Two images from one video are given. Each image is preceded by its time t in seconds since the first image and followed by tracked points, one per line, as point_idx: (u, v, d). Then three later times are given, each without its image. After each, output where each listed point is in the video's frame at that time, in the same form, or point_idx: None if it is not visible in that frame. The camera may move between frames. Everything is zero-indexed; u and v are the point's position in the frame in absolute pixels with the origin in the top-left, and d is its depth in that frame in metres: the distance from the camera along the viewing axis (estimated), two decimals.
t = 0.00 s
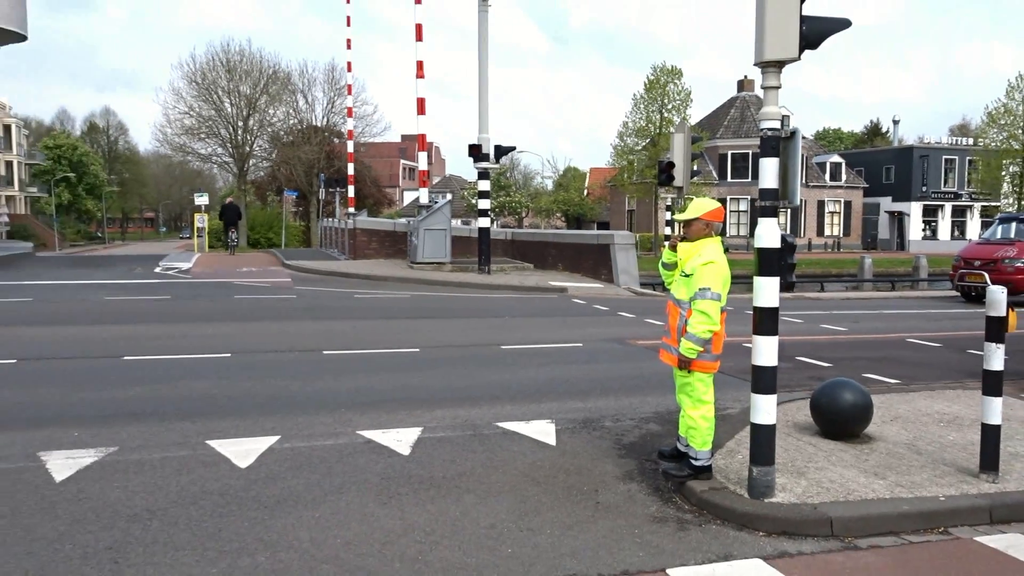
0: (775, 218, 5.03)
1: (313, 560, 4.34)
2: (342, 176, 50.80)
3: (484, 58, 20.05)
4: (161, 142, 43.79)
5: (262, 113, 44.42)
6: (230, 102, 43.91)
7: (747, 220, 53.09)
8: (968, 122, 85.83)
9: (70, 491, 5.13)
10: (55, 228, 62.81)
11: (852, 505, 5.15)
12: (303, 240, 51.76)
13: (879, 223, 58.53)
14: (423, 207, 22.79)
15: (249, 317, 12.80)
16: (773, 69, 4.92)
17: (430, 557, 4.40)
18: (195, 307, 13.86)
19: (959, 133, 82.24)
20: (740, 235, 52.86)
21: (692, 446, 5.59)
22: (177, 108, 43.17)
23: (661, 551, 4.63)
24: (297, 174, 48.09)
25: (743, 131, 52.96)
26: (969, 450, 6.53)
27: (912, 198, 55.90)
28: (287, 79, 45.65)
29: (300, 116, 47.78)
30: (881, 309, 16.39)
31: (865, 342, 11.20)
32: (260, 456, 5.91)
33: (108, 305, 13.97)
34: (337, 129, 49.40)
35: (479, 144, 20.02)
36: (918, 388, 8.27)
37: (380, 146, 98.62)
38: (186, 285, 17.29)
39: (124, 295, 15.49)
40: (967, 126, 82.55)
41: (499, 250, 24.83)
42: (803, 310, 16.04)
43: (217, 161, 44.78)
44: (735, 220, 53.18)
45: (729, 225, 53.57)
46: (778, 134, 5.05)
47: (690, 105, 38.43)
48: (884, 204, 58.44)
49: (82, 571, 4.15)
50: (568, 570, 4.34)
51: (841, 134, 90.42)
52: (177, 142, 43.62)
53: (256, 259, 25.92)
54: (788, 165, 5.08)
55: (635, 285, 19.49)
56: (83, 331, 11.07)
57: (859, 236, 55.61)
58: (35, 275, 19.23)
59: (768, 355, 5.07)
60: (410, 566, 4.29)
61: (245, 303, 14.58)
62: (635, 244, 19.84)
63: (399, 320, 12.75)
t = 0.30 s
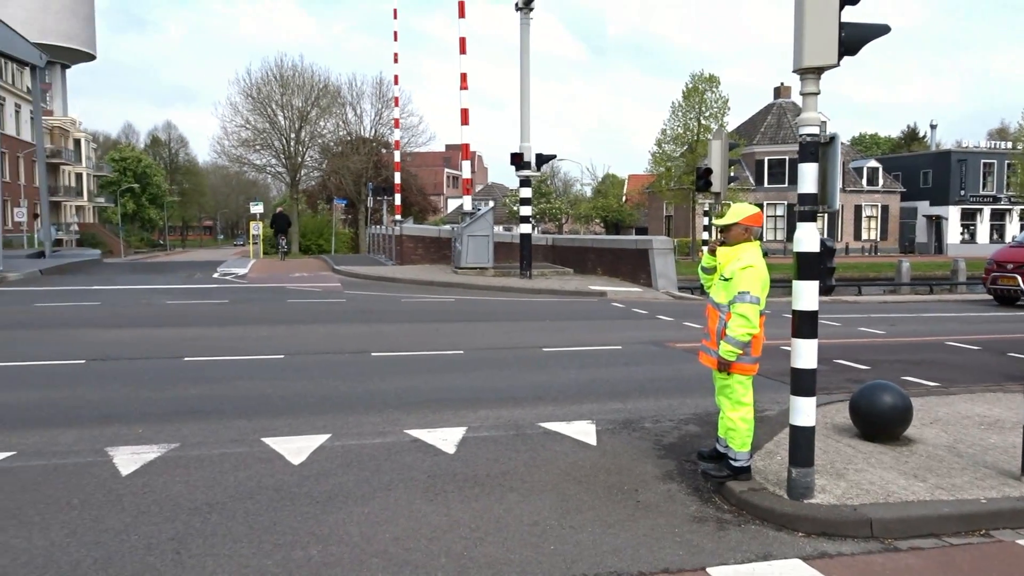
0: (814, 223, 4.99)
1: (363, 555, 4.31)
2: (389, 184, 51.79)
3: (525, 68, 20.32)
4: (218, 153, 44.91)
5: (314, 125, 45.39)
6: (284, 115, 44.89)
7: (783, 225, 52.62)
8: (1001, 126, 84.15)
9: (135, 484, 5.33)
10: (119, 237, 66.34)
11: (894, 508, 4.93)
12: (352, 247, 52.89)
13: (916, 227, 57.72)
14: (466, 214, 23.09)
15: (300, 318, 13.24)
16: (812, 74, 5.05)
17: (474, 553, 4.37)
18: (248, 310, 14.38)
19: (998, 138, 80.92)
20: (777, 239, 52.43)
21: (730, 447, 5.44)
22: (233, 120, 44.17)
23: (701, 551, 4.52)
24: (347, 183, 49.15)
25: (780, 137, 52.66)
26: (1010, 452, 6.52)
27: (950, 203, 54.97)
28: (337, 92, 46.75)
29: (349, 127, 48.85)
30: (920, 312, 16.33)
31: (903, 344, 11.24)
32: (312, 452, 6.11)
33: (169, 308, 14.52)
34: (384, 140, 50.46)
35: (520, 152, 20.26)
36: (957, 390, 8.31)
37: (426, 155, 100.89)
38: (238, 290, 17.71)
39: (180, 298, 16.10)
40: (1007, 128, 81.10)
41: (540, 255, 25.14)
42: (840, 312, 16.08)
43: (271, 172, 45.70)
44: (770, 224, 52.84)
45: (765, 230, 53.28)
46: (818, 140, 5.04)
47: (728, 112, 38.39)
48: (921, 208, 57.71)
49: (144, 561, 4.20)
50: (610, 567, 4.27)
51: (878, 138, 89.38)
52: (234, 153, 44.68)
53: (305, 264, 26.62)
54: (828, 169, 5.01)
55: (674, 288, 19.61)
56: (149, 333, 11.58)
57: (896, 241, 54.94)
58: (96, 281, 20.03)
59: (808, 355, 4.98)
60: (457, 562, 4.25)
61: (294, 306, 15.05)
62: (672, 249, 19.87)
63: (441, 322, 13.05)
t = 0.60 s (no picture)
0: (848, 221, 4.93)
1: (394, 552, 4.35)
2: (418, 184, 52.04)
3: (554, 67, 20.33)
4: (251, 154, 45.39)
5: (344, 126, 45.71)
6: (316, 116, 45.19)
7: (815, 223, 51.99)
8: None
9: (171, 479, 5.43)
10: (155, 237, 67.59)
11: (929, 510, 4.86)
12: (382, 246, 53.25)
13: (951, 225, 56.78)
14: (495, 214, 23.14)
15: (331, 317, 13.38)
16: (845, 71, 4.98)
17: (504, 552, 4.38)
18: (280, 308, 14.55)
19: None
20: (808, 238, 51.90)
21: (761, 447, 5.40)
22: (265, 122, 44.61)
23: (733, 552, 4.49)
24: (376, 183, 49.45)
25: (811, 134, 52.15)
26: None
27: (986, 200, 54.11)
28: (367, 93, 47.07)
29: (379, 127, 49.15)
30: (955, 311, 16.07)
31: (937, 343, 11.06)
32: (342, 450, 6.17)
33: (204, 307, 14.77)
34: (413, 140, 50.69)
35: (550, 152, 20.28)
36: (994, 390, 8.17)
37: (456, 155, 101.45)
38: (270, 289, 17.91)
39: (213, 297, 16.32)
40: None
41: (569, 255, 25.11)
42: (873, 311, 15.87)
43: (303, 172, 46.07)
44: (801, 222, 52.26)
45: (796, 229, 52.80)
46: (851, 137, 4.96)
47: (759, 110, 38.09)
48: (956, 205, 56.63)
49: (180, 554, 4.28)
50: (640, 567, 4.27)
51: (912, 135, 88.06)
52: (266, 154, 45.14)
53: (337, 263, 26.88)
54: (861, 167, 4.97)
55: (703, 287, 19.51)
56: (184, 331, 11.77)
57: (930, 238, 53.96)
58: (132, 280, 20.38)
59: (841, 355, 4.93)
60: (487, 561, 4.27)
61: (325, 305, 15.19)
62: (702, 248, 19.74)
63: (470, 321, 13.11)
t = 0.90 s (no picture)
0: (880, 220, 4.87)
1: (423, 550, 4.36)
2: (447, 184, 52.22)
3: (583, 66, 20.28)
4: (282, 155, 45.85)
5: (373, 126, 46.06)
6: (345, 117, 45.58)
7: (846, 222, 51.42)
8: None
9: (203, 476, 5.50)
10: (188, 236, 68.51)
11: (964, 512, 4.77)
12: (411, 245, 53.54)
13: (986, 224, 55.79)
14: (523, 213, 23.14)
15: (361, 316, 13.49)
16: (878, 67, 4.93)
17: (532, 551, 4.38)
18: (310, 307, 14.69)
19: None
20: (840, 237, 51.33)
21: (792, 448, 5.34)
22: (295, 122, 45.05)
23: (763, 553, 4.45)
24: (405, 182, 49.71)
25: (843, 132, 51.51)
26: None
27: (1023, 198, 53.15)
28: (396, 93, 47.39)
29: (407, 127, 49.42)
30: (991, 311, 15.80)
31: (973, 344, 10.89)
32: (369, 447, 6.21)
33: (235, 306, 14.95)
34: (442, 140, 50.89)
35: (577, 150, 20.26)
36: None
37: (484, 154, 101.59)
38: (300, 289, 18.08)
39: (244, 296, 16.50)
40: None
41: (597, 254, 25.05)
42: (906, 311, 15.64)
43: (332, 172, 46.46)
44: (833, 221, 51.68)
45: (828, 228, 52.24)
46: (885, 135, 4.92)
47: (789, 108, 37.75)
48: (992, 204, 55.63)
49: (214, 550, 4.33)
50: (669, 568, 4.24)
51: (947, 132, 86.62)
52: (296, 155, 45.59)
53: (366, 262, 27.03)
54: (895, 164, 4.92)
55: (733, 286, 19.38)
56: (215, 329, 11.92)
57: (965, 237, 53.03)
58: (166, 279, 20.68)
59: (874, 356, 4.86)
60: (515, 560, 4.27)
61: (355, 303, 15.31)
62: (732, 247, 19.60)
63: (499, 320, 13.13)
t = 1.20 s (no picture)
0: (914, 221, 4.80)
1: (450, 550, 4.38)
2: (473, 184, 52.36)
3: (610, 67, 20.24)
4: (310, 156, 46.25)
5: (400, 127, 46.30)
6: (372, 118, 45.85)
7: (877, 223, 50.90)
8: None
9: (233, 473, 5.57)
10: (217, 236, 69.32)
11: (999, 519, 4.69)
12: (437, 246, 53.79)
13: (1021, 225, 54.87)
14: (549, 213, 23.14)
15: (388, 316, 13.57)
16: (912, 66, 4.87)
17: (559, 552, 4.38)
18: (338, 307, 14.81)
19: None
20: (870, 239, 50.78)
21: (822, 452, 5.28)
22: (323, 124, 45.42)
23: (794, 559, 4.41)
24: (431, 183, 49.94)
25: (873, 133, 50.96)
26: None
27: None
28: (423, 94, 47.62)
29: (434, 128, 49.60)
30: None
31: (1007, 347, 10.71)
32: (397, 447, 6.24)
33: (264, 305, 15.10)
34: (469, 141, 51.01)
35: (604, 151, 20.21)
36: None
37: (511, 155, 101.76)
38: (327, 288, 18.22)
39: (273, 296, 16.68)
40: None
41: (623, 255, 24.99)
42: (938, 314, 15.43)
43: (360, 173, 46.80)
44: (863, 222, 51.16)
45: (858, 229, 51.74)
46: (918, 134, 4.85)
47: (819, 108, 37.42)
48: None
49: (243, 547, 4.38)
50: (696, 571, 4.22)
51: (981, 132, 85.29)
52: (324, 156, 45.96)
53: (392, 263, 27.16)
54: (929, 165, 4.87)
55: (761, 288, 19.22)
56: (244, 328, 12.05)
57: (1000, 239, 51.92)
58: (197, 279, 20.95)
59: (907, 360, 4.80)
60: (542, 561, 4.27)
61: (382, 304, 15.41)
62: (760, 249, 19.45)
63: (525, 321, 13.13)
